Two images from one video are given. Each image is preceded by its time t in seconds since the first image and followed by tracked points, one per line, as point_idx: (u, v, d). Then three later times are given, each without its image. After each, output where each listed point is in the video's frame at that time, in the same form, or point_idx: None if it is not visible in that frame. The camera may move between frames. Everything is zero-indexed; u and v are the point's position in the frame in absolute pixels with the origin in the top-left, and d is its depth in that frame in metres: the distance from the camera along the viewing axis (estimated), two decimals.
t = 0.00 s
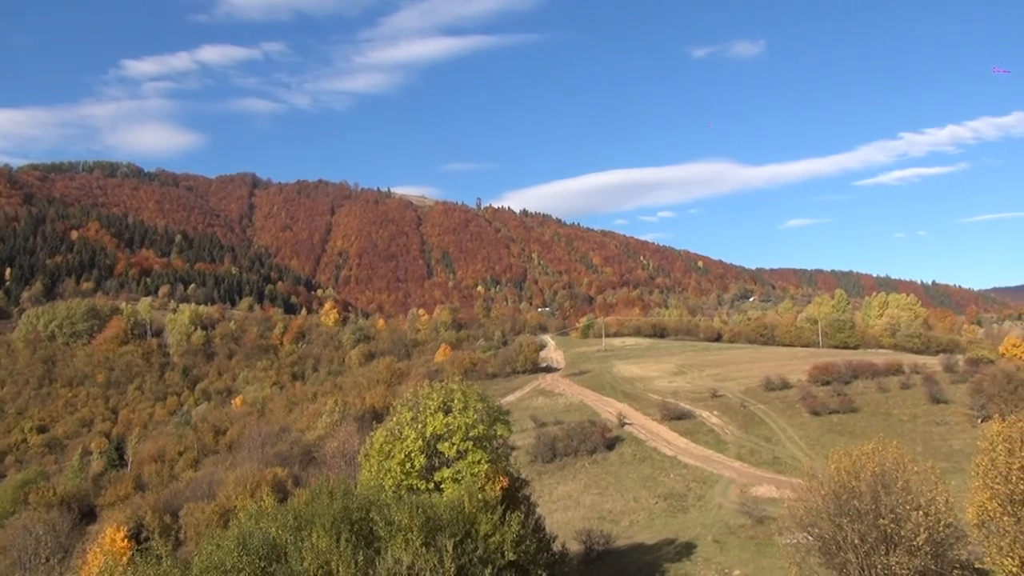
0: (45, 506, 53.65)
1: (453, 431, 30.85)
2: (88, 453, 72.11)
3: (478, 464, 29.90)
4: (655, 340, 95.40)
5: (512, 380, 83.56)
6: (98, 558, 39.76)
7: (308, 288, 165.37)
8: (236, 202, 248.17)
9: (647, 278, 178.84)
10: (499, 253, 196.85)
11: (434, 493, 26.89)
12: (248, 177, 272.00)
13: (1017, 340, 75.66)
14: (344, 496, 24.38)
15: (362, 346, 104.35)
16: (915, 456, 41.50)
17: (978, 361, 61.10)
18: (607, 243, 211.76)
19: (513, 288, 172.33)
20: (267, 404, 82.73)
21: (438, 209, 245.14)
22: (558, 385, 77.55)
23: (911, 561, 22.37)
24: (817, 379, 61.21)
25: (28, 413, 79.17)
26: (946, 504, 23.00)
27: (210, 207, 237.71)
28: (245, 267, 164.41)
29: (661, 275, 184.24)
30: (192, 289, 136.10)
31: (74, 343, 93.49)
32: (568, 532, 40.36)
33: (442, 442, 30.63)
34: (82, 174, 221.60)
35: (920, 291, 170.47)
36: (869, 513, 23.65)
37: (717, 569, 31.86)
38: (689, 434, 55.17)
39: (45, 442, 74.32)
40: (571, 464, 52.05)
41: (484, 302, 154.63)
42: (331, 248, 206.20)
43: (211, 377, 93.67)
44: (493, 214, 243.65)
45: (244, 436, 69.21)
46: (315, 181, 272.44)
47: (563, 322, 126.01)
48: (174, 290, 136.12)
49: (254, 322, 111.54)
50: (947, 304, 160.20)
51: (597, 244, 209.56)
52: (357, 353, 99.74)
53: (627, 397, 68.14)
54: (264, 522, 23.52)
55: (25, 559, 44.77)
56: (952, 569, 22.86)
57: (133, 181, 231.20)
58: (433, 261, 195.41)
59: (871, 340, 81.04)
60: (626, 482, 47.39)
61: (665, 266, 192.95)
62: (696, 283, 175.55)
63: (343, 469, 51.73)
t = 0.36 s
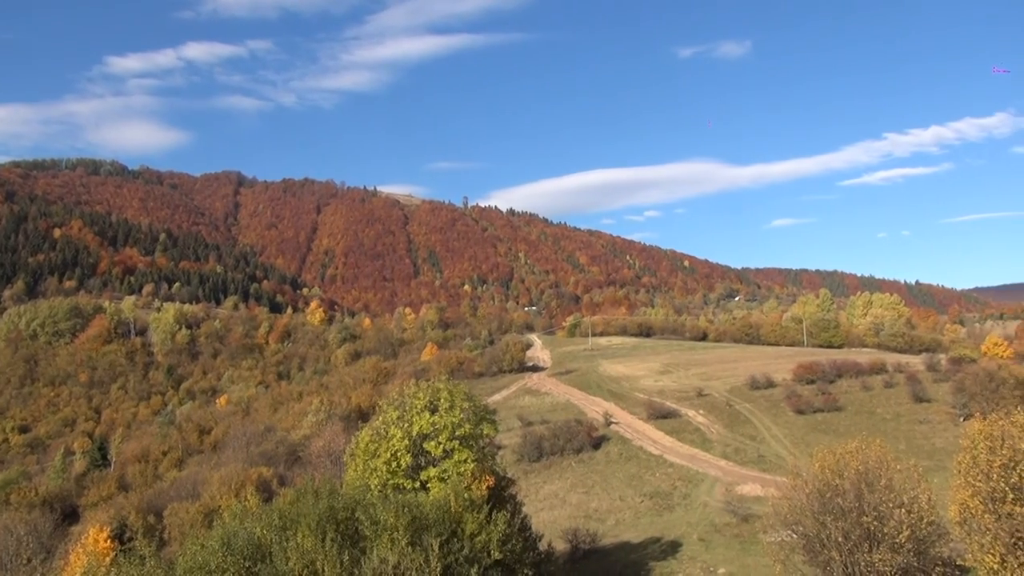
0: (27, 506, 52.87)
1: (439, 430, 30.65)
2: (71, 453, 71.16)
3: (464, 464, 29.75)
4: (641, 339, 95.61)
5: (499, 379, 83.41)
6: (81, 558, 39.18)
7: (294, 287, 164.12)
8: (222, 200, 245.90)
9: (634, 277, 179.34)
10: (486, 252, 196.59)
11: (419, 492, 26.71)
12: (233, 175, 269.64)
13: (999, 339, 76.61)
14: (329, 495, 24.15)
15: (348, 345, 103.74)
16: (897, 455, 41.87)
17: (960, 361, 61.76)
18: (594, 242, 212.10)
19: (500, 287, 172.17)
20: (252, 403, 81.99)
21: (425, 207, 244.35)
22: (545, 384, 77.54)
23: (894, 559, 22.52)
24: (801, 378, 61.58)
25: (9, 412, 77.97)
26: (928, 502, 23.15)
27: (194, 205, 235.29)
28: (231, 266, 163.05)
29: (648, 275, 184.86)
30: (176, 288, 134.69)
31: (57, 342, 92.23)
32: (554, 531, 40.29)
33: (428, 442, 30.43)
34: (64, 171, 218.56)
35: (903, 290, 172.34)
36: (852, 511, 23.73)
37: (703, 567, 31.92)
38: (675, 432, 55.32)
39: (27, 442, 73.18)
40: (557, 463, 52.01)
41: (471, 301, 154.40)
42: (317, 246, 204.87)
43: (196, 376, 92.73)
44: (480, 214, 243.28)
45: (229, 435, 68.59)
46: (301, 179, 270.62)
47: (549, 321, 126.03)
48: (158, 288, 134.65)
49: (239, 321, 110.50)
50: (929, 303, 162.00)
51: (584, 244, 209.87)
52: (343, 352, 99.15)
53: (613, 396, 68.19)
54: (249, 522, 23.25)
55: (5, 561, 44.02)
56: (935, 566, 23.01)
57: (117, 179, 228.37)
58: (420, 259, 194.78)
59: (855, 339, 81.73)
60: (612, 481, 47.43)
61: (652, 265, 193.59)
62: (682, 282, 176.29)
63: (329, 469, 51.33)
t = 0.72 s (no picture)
0: (7, 508, 52.01)
1: (424, 430, 30.43)
2: (51, 454, 70.10)
3: (449, 464, 29.55)
4: (627, 339, 95.82)
5: (484, 379, 83.26)
6: (61, 560, 38.51)
7: (279, 287, 162.84)
8: (206, 199, 243.39)
9: (620, 278, 179.79)
10: (472, 252, 196.27)
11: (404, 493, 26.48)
12: (218, 174, 267.01)
13: (979, 340, 77.58)
14: (313, 496, 23.85)
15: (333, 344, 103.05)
16: (880, 454, 42.24)
17: (941, 361, 62.42)
18: (580, 242, 212.40)
19: (486, 287, 171.95)
20: (236, 403, 81.16)
21: (411, 207, 243.38)
22: (530, 384, 77.44)
23: (876, 557, 22.69)
24: (785, 379, 61.97)
25: None
26: (910, 502, 23.29)
27: (178, 203, 232.77)
28: (215, 265, 161.45)
29: (633, 275, 185.42)
30: (159, 287, 133.14)
31: (38, 342, 90.85)
32: (539, 531, 40.17)
33: (413, 442, 30.20)
34: (45, 169, 215.27)
35: (885, 291, 174.27)
36: (835, 510, 23.85)
37: (688, 566, 31.93)
38: (660, 432, 55.43)
39: (7, 443, 71.96)
40: (542, 463, 51.91)
41: (456, 301, 154.15)
42: (302, 246, 203.45)
43: (179, 377, 91.71)
44: (466, 213, 242.79)
45: (213, 435, 67.90)
46: (286, 178, 268.61)
47: (535, 321, 126.02)
48: (141, 288, 133.01)
49: (223, 320, 109.43)
50: (911, 304, 163.93)
51: (570, 244, 210.13)
52: (328, 352, 98.48)
53: (599, 396, 68.24)
54: (232, 522, 22.92)
55: None
56: (916, 565, 23.18)
57: (99, 177, 225.25)
58: (405, 259, 194.02)
59: (839, 339, 82.47)
60: (597, 481, 47.42)
61: (637, 266, 194.22)
62: (668, 282, 176.97)
63: (314, 469, 50.88)
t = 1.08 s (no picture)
0: None
1: (409, 431, 30.22)
2: (30, 456, 68.91)
3: (433, 464, 29.37)
4: (612, 340, 96.05)
5: (469, 379, 83.04)
6: (41, 563, 37.81)
7: (262, 287, 161.46)
8: (189, 199, 240.84)
9: (604, 278, 180.30)
10: (457, 252, 195.94)
11: (388, 493, 26.26)
12: (200, 173, 264.30)
13: (959, 340, 78.65)
14: (297, 497, 23.58)
15: (317, 345, 102.33)
16: (862, 454, 42.61)
17: (922, 361, 63.19)
18: (565, 243, 212.81)
19: (471, 288, 171.71)
20: (219, 404, 80.26)
21: (396, 207, 242.40)
22: (515, 384, 77.34)
23: (857, 556, 22.84)
24: (768, 379, 62.42)
25: None
26: (891, 501, 23.45)
27: (160, 202, 230.07)
28: (197, 265, 159.72)
29: (618, 276, 186.04)
30: (141, 287, 131.46)
31: (17, 342, 89.42)
32: (524, 531, 40.06)
33: (397, 442, 29.98)
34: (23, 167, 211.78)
35: (866, 292, 176.34)
36: (817, 510, 23.96)
37: (671, 566, 31.94)
38: (644, 432, 55.54)
39: None
40: (527, 463, 51.81)
41: (441, 301, 153.75)
42: (285, 246, 201.86)
43: (161, 377, 90.59)
44: (451, 214, 242.38)
45: (195, 436, 67.12)
46: (270, 177, 266.53)
47: (520, 321, 126.02)
48: (122, 288, 131.26)
49: (206, 321, 108.27)
50: (892, 304, 165.97)
51: (555, 245, 210.37)
52: (312, 352, 97.76)
53: (583, 396, 68.30)
54: (215, 523, 22.59)
55: None
56: (897, 563, 23.35)
57: (79, 175, 222.01)
58: (390, 259, 193.16)
59: (821, 339, 83.22)
60: (582, 481, 47.39)
61: (622, 266, 194.99)
62: (652, 283, 177.75)
63: (297, 469, 50.42)
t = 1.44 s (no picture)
0: None
1: (391, 431, 29.93)
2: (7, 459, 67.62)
3: (416, 465, 29.10)
4: (595, 340, 96.18)
5: (452, 379, 82.71)
6: (18, 567, 37.01)
7: (244, 287, 159.71)
8: (170, 197, 237.84)
9: (588, 279, 180.70)
10: (440, 252, 195.38)
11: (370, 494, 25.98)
12: (182, 172, 261.18)
13: (937, 340, 79.73)
14: (278, 498, 23.23)
15: (299, 345, 101.42)
16: (843, 453, 42.96)
17: (901, 361, 63.95)
18: (548, 243, 213.08)
19: (454, 288, 171.31)
20: (200, 405, 79.18)
21: (379, 207, 241.15)
22: (499, 384, 77.15)
23: (837, 554, 22.94)
24: (750, 379, 62.81)
25: None
26: (871, 499, 23.61)
27: (140, 201, 226.96)
28: (178, 265, 157.73)
29: (601, 276, 186.56)
30: (121, 287, 129.59)
31: None
32: (507, 532, 39.88)
33: (379, 443, 29.69)
34: None
35: (846, 292, 178.34)
36: (798, 509, 24.05)
37: (654, 566, 31.90)
38: (627, 432, 55.61)
39: None
40: (510, 464, 51.65)
41: (424, 301, 153.19)
42: (267, 245, 200.07)
43: (142, 378, 89.23)
44: (434, 214, 241.71)
45: (176, 437, 66.21)
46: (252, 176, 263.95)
47: (503, 321, 125.89)
48: (102, 288, 129.27)
49: (187, 321, 106.94)
50: (871, 305, 168.03)
51: (538, 245, 210.53)
52: (294, 353, 96.87)
53: (566, 396, 68.29)
54: (195, 525, 22.19)
55: None
56: (876, 561, 23.50)
57: (57, 174, 218.37)
58: (373, 259, 192.08)
59: (803, 339, 83.96)
60: (565, 481, 47.32)
61: (605, 267, 195.58)
62: (635, 284, 178.45)
63: (280, 470, 49.84)
